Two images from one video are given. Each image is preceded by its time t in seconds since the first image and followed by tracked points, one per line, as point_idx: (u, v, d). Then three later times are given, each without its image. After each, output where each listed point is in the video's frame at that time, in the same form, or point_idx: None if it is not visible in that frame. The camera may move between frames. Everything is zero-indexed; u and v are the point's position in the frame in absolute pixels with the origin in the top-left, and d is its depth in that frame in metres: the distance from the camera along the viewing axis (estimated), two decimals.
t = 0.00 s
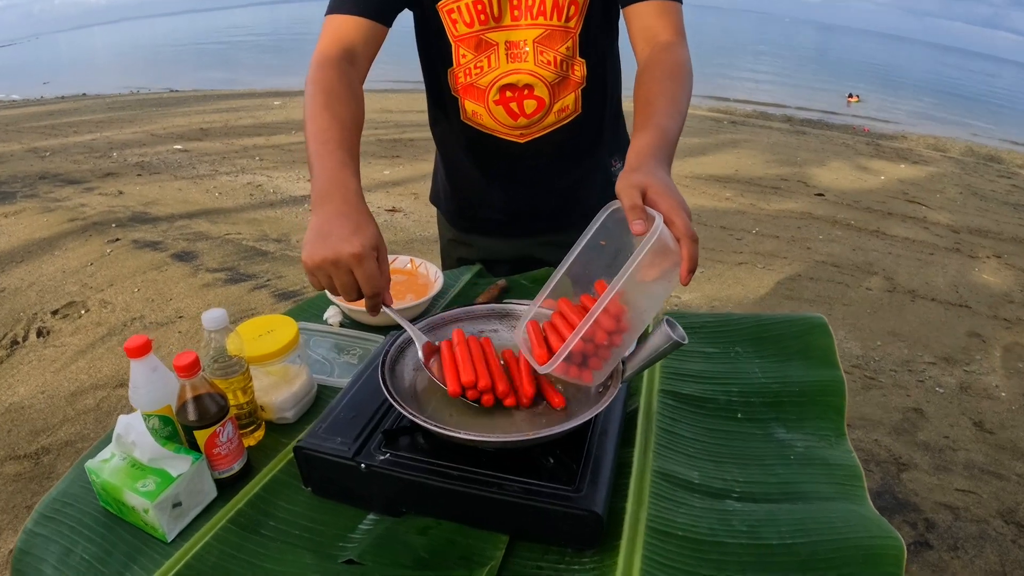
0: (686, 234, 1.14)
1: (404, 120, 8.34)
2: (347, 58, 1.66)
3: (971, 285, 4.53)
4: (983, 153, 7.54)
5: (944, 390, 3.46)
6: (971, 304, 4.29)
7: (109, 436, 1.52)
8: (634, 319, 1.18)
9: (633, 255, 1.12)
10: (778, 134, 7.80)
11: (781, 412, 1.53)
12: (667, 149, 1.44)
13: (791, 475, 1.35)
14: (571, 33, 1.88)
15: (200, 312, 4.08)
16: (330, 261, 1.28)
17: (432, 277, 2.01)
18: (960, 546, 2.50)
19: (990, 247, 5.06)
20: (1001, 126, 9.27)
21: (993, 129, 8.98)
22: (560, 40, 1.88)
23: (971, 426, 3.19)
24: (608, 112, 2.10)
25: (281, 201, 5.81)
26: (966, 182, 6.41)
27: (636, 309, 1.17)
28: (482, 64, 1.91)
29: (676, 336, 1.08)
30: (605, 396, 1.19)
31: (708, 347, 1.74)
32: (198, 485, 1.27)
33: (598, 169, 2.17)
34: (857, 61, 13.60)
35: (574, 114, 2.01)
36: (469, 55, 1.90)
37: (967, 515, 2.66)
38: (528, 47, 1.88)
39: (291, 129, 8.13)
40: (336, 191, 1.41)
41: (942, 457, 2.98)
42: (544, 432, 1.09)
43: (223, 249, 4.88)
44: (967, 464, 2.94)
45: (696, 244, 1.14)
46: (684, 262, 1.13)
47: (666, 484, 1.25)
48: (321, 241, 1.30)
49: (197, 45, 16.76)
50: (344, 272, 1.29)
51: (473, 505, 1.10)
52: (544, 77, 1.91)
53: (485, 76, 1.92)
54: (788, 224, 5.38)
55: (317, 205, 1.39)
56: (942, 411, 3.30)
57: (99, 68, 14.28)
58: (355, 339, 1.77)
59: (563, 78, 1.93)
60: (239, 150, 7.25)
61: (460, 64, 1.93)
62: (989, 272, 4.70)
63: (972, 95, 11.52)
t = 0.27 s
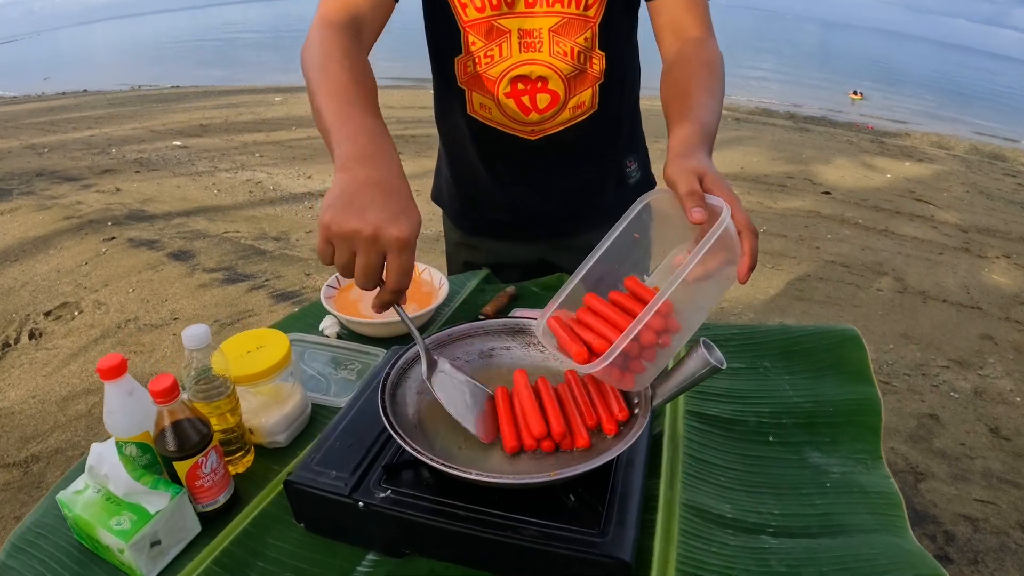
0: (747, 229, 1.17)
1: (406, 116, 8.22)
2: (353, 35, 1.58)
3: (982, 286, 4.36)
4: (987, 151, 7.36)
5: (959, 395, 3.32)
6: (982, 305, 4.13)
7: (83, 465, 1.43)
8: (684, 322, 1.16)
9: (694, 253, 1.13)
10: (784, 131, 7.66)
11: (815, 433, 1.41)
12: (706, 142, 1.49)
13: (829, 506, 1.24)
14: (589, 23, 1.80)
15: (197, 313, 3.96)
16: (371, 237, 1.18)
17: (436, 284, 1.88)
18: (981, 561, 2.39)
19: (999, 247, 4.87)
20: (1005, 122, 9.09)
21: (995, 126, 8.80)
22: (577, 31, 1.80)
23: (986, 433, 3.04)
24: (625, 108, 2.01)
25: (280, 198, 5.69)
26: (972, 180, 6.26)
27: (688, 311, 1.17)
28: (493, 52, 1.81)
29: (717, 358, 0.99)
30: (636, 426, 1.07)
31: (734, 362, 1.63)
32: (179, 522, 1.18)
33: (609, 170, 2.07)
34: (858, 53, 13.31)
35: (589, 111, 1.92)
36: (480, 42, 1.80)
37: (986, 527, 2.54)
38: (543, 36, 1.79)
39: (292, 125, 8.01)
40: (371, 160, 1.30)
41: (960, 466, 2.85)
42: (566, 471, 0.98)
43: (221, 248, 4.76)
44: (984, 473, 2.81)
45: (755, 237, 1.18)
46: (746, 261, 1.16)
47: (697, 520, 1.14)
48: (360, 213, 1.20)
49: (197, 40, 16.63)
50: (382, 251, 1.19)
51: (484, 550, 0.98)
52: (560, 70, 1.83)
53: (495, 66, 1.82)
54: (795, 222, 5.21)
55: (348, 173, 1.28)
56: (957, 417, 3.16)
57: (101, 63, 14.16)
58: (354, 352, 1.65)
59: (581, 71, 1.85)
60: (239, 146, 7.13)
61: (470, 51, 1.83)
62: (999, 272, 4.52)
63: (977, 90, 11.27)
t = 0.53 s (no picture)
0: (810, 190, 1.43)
1: (406, 112, 8.11)
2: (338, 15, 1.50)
3: (988, 286, 4.24)
4: (991, 149, 7.23)
5: (967, 398, 3.19)
6: (989, 307, 4.00)
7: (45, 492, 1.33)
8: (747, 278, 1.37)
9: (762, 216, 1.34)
10: (787, 128, 7.54)
11: (829, 455, 1.33)
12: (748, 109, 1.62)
13: (843, 536, 1.15)
14: (600, 12, 1.74)
15: (190, 314, 3.78)
16: (355, 200, 1.08)
17: (428, 291, 1.80)
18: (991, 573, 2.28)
19: (1005, 246, 4.74)
20: (1008, 120, 8.96)
21: (998, 124, 8.66)
22: (588, 20, 1.73)
23: (995, 438, 2.92)
24: (630, 107, 1.95)
25: (278, 195, 5.58)
26: (976, 178, 6.14)
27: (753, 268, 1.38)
28: (496, 42, 1.73)
29: (728, 385, 0.91)
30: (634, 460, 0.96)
31: (743, 378, 1.56)
32: (146, 552, 1.10)
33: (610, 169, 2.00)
34: (862, 50, 13.19)
35: (597, 106, 1.86)
36: (484, 30, 1.72)
37: (995, 537, 2.42)
38: (552, 26, 1.73)
39: (292, 120, 7.90)
40: (358, 127, 1.22)
41: (968, 473, 2.72)
42: (559, 512, 0.90)
43: (217, 246, 4.60)
44: (994, 481, 2.69)
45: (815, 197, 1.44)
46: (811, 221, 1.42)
47: (702, 554, 1.07)
48: (345, 175, 1.10)
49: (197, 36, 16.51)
50: (366, 216, 1.09)
51: None
52: (569, 61, 1.76)
53: (499, 57, 1.74)
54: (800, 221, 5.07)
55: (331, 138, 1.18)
56: (965, 422, 3.02)
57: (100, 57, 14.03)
58: (339, 365, 1.58)
59: (590, 63, 1.79)
60: (238, 142, 7.03)
61: (473, 41, 1.74)
62: (1006, 272, 4.41)
63: (981, 87, 11.13)
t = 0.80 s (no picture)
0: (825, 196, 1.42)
1: (406, 108, 8.03)
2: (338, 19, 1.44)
3: (993, 284, 4.16)
4: (994, 145, 7.14)
5: (973, 399, 3.10)
6: (995, 305, 3.93)
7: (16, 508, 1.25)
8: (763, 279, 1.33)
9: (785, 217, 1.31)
10: (790, 124, 7.45)
11: (835, 470, 1.28)
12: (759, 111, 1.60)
13: (851, 557, 1.09)
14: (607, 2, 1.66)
15: (186, 313, 3.68)
16: (342, 245, 1.03)
17: (418, 295, 1.74)
18: None
19: (1010, 244, 4.66)
20: (1011, 116, 8.86)
21: (1001, 120, 8.56)
22: (595, 11, 1.66)
23: (1001, 440, 2.83)
24: (633, 104, 1.89)
25: (276, 191, 5.50)
26: (980, 175, 6.06)
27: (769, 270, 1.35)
28: (499, 34, 1.65)
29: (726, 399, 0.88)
30: (629, 481, 0.92)
31: (747, 387, 1.50)
32: None
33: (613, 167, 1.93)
34: (866, 45, 13.09)
35: (603, 101, 1.79)
36: (486, 21, 1.64)
37: (1002, 543, 2.34)
38: (557, 17, 1.65)
39: (292, 116, 7.83)
40: (352, 160, 1.17)
41: (974, 477, 2.63)
42: (546, 542, 0.85)
43: (214, 243, 4.50)
44: (999, 484, 2.60)
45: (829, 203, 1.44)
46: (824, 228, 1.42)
47: None
48: (333, 218, 1.05)
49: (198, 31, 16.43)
50: (355, 261, 1.05)
51: None
52: (575, 54, 1.68)
53: (503, 49, 1.66)
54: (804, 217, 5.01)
55: (324, 173, 1.13)
56: (971, 424, 2.94)
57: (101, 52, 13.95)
58: (325, 372, 1.52)
59: (597, 56, 1.71)
60: (238, 138, 6.96)
61: (475, 32, 1.66)
62: (1010, 270, 4.34)
63: (984, 82, 11.02)
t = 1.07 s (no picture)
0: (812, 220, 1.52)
1: (405, 104, 7.96)
2: (334, 10, 1.39)
3: (997, 282, 4.10)
4: (997, 142, 7.05)
5: (976, 401, 3.04)
6: (998, 304, 3.86)
7: None
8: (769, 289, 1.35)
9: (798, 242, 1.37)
10: (791, 120, 7.37)
11: (837, 483, 1.23)
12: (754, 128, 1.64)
13: None
14: None
15: (179, 312, 3.62)
16: (365, 228, 0.98)
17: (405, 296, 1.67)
18: None
19: (1014, 241, 4.59)
20: (1014, 112, 8.77)
21: (1003, 116, 8.47)
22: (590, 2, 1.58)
23: (1006, 443, 2.76)
24: (632, 100, 1.83)
25: (273, 188, 5.44)
26: (983, 171, 5.98)
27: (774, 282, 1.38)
28: (489, 22, 1.57)
29: (715, 419, 0.81)
30: (617, 501, 0.86)
31: (746, 394, 1.45)
32: None
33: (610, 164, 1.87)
34: (869, 41, 12.98)
35: (598, 97, 1.72)
36: (475, 9, 1.56)
37: (1007, 549, 2.28)
38: (550, 6, 1.57)
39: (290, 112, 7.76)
40: (363, 141, 1.11)
41: (979, 481, 2.57)
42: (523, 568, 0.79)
43: (209, 241, 4.44)
44: (1004, 488, 2.53)
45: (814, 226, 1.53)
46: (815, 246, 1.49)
47: None
48: (352, 201, 1.00)
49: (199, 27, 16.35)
50: (380, 244, 0.99)
51: None
52: (568, 46, 1.61)
53: (493, 38, 1.58)
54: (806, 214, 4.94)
55: (337, 158, 1.08)
56: (975, 426, 2.87)
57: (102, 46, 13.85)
58: (306, 377, 1.47)
59: (592, 49, 1.63)
60: (236, 134, 6.90)
61: (464, 20, 1.58)
62: (1015, 268, 4.27)
63: (987, 78, 10.92)
